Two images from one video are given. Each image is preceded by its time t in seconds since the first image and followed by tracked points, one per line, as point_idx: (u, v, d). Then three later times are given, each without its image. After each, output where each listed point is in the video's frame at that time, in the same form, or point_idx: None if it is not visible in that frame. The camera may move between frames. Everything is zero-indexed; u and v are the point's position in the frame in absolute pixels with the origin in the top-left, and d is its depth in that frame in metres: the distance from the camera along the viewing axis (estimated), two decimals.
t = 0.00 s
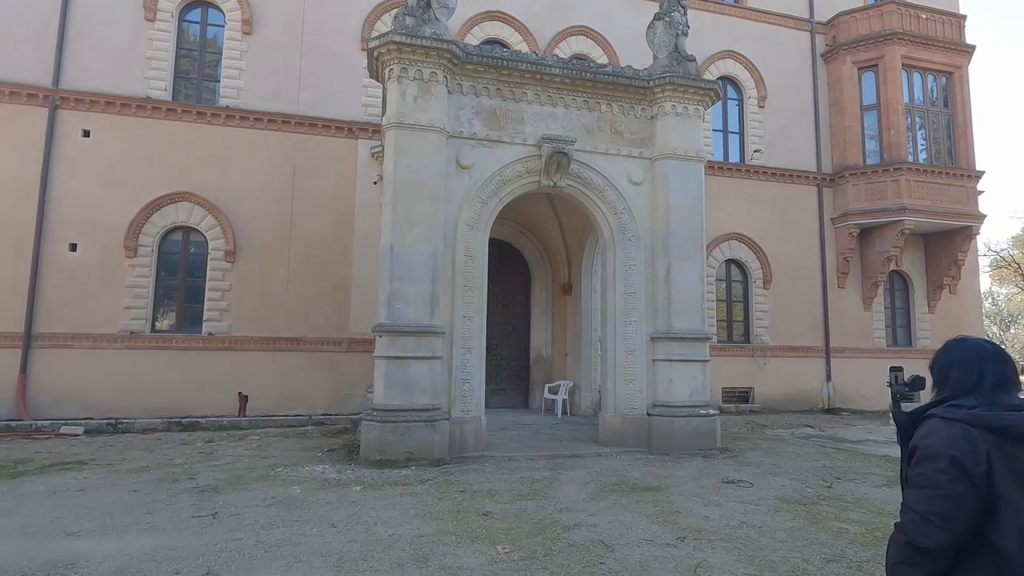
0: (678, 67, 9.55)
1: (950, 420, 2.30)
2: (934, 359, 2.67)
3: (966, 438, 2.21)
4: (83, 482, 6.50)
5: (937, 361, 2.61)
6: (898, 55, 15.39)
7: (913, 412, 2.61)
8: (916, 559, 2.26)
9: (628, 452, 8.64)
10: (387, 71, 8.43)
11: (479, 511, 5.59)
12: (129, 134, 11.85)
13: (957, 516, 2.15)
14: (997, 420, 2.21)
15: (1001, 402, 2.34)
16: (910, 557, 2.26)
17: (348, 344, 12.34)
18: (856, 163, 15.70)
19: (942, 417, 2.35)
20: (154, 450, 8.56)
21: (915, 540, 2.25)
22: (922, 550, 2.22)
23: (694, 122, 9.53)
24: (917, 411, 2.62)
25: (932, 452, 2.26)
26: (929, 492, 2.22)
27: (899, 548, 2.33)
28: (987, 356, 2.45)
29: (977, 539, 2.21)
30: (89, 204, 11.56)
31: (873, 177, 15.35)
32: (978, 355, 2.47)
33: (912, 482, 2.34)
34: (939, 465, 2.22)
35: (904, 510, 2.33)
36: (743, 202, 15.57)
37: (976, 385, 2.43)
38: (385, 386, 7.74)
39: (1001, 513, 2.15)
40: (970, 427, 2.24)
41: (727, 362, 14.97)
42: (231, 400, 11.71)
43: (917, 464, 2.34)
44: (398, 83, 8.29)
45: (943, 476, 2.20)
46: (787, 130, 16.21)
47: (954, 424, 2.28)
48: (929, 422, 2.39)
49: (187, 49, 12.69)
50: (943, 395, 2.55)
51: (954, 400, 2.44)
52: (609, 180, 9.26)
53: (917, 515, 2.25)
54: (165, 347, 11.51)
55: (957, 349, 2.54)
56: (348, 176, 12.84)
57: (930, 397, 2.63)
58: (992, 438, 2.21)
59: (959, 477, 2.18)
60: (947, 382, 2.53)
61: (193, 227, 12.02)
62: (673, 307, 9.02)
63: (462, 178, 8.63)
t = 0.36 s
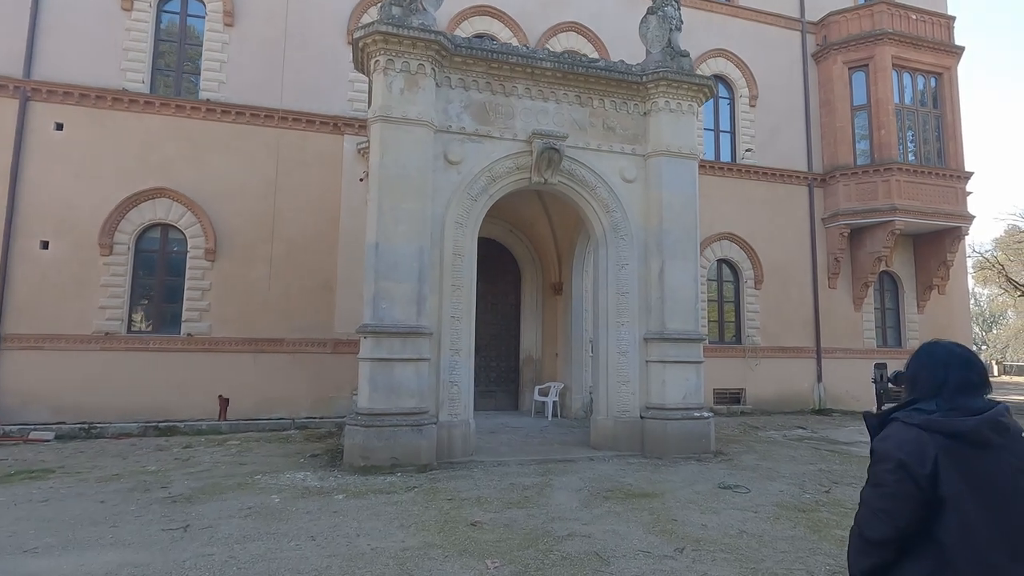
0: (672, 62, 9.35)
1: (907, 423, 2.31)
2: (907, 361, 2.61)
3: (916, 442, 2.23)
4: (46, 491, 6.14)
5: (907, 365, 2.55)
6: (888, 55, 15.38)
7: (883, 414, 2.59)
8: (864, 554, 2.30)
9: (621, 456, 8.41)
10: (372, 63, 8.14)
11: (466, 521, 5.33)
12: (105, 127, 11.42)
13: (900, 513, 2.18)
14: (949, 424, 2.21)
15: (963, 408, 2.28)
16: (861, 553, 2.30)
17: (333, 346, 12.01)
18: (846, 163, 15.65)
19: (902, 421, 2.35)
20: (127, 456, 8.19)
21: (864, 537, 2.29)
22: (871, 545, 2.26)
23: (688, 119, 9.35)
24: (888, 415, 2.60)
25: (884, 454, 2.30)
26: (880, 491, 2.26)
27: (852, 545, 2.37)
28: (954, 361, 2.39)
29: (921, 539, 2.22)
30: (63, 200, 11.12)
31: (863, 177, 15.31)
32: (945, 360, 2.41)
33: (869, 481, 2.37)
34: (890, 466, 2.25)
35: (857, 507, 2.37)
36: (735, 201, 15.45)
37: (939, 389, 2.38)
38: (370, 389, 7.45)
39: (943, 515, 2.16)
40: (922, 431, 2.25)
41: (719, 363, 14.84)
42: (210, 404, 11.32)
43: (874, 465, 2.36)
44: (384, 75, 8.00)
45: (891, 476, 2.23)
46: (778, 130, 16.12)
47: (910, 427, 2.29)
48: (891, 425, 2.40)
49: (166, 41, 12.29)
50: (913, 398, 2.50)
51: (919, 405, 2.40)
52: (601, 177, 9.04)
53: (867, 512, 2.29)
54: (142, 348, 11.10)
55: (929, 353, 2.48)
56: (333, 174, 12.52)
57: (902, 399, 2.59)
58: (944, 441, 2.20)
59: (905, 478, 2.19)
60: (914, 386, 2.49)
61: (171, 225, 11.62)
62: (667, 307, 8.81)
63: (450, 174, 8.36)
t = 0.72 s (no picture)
0: (658, 57, 9.25)
1: (893, 411, 2.46)
2: (893, 353, 2.76)
3: (901, 428, 2.38)
4: None
5: (893, 356, 2.70)
6: (868, 57, 15.56)
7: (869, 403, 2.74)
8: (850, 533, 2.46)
9: (606, 455, 8.28)
10: (352, 51, 7.87)
11: (448, 525, 5.13)
12: (70, 115, 10.92)
13: (886, 495, 2.34)
14: (932, 411, 2.36)
15: (946, 397, 2.44)
16: (849, 532, 2.46)
17: (310, 344, 11.68)
18: (827, 163, 15.78)
19: (889, 408, 2.50)
20: (90, 459, 7.80)
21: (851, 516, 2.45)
22: (858, 524, 2.43)
23: (673, 114, 9.26)
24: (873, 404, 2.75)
25: (872, 439, 2.45)
26: (866, 474, 2.42)
27: (839, 524, 2.53)
28: (938, 353, 2.55)
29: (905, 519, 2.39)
30: (24, 191, 10.59)
31: (843, 177, 15.45)
32: (929, 352, 2.57)
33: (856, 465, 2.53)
34: (877, 450, 2.41)
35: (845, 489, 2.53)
36: (718, 200, 15.46)
37: (925, 378, 2.53)
38: (348, 388, 7.19)
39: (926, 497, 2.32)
40: (908, 418, 2.40)
41: (702, 361, 14.84)
42: (182, 404, 10.92)
43: (861, 449, 2.52)
44: (364, 63, 7.74)
45: (877, 460, 2.39)
46: (761, 129, 16.17)
47: (895, 414, 2.44)
48: (877, 412, 2.55)
49: (136, 27, 11.83)
50: (898, 388, 2.65)
51: (904, 393, 2.56)
52: (586, 172, 8.90)
53: (855, 494, 2.45)
54: (109, 346, 10.64)
55: (914, 345, 2.63)
56: (312, 167, 12.19)
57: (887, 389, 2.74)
58: (927, 429, 2.36)
59: (891, 462, 2.35)
60: (898, 375, 2.64)
61: (141, 218, 11.18)
62: (652, 305, 8.70)
63: (432, 166, 8.13)
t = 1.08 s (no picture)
0: (641, 50, 9.11)
1: (914, 402, 2.52)
2: (895, 346, 2.86)
3: (928, 420, 2.44)
4: None
5: (898, 349, 2.80)
6: (844, 59, 15.76)
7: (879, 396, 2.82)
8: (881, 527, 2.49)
9: (589, 456, 8.09)
10: (327, 35, 7.52)
11: (428, 532, 4.86)
12: (22, 99, 10.28)
13: (920, 487, 2.38)
14: (953, 401, 2.44)
15: (958, 387, 2.54)
16: (880, 525, 2.49)
17: (282, 343, 11.24)
18: (804, 163, 15.93)
19: (907, 399, 2.57)
20: (41, 466, 7.29)
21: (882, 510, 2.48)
22: (889, 517, 2.45)
23: (657, 109, 9.13)
24: (882, 397, 2.82)
25: (899, 431, 2.48)
26: (895, 467, 2.45)
27: (868, 517, 2.55)
28: (944, 344, 2.67)
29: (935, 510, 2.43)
30: None
31: (820, 177, 15.62)
32: (936, 345, 2.68)
33: (880, 457, 2.56)
34: (905, 443, 2.44)
35: (873, 482, 2.55)
36: (698, 198, 15.46)
37: (937, 369, 2.62)
38: (322, 388, 6.86)
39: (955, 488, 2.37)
40: (932, 409, 2.46)
41: (681, 360, 14.82)
42: (144, 406, 10.38)
43: (884, 441, 2.56)
44: (340, 48, 7.39)
45: (908, 453, 2.42)
46: (740, 128, 16.22)
47: (917, 405, 2.51)
48: (896, 403, 2.60)
49: (96, 8, 11.21)
50: (906, 379, 2.75)
51: (916, 383, 2.65)
52: (569, 166, 8.71)
53: (884, 487, 2.48)
54: (65, 345, 10.05)
55: (919, 338, 2.74)
56: (285, 159, 11.75)
57: (893, 381, 2.83)
58: (950, 419, 2.43)
59: (922, 455, 2.39)
60: (908, 368, 2.73)
61: (101, 209, 10.60)
62: (636, 302, 8.55)
63: (411, 158, 7.83)
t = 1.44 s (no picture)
0: (613, 50, 9.02)
1: (884, 410, 2.50)
2: (856, 352, 2.86)
3: (899, 428, 2.43)
4: None
5: (862, 356, 2.78)
6: (805, 68, 16.16)
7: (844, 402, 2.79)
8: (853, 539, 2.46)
9: (558, 462, 7.90)
10: (287, 22, 7.14)
11: (391, 549, 4.56)
12: None
13: (890, 494, 2.38)
14: (919, 409, 2.46)
15: (921, 393, 2.57)
16: (851, 534, 2.46)
17: (237, 346, 10.70)
18: (768, 168, 16.21)
19: (874, 407, 2.55)
20: None
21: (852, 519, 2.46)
22: (861, 527, 2.43)
23: (628, 110, 9.05)
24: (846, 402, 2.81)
25: (870, 440, 2.46)
26: (867, 475, 2.43)
27: (839, 526, 2.52)
28: (906, 351, 2.67)
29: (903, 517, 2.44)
30: None
31: (783, 182, 15.93)
32: (899, 351, 2.67)
33: (850, 465, 2.53)
34: (877, 451, 2.42)
35: (842, 489, 2.52)
36: (666, 202, 15.54)
37: (900, 376, 2.63)
38: (278, 395, 6.45)
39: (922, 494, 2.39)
40: (902, 416, 2.46)
41: (649, 362, 14.82)
42: (84, 414, 9.67)
43: (853, 450, 2.53)
44: (301, 36, 7.02)
45: (881, 462, 2.40)
46: (707, 133, 16.38)
47: (884, 413, 2.50)
48: (863, 411, 2.58)
49: None
50: (869, 386, 2.73)
51: (882, 390, 2.64)
52: (539, 165, 8.52)
53: (854, 495, 2.45)
54: None
55: (882, 344, 2.72)
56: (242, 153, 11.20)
57: (855, 387, 2.82)
58: (918, 426, 2.45)
59: (894, 464, 2.39)
60: (871, 374, 2.72)
61: (37, 203, 9.84)
62: (606, 304, 8.42)
63: (376, 153, 7.50)
